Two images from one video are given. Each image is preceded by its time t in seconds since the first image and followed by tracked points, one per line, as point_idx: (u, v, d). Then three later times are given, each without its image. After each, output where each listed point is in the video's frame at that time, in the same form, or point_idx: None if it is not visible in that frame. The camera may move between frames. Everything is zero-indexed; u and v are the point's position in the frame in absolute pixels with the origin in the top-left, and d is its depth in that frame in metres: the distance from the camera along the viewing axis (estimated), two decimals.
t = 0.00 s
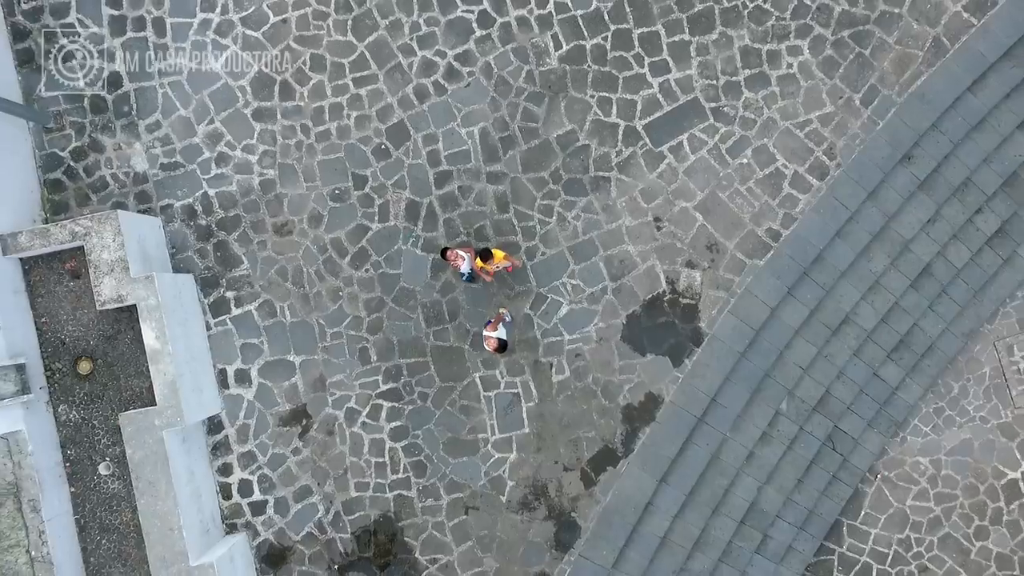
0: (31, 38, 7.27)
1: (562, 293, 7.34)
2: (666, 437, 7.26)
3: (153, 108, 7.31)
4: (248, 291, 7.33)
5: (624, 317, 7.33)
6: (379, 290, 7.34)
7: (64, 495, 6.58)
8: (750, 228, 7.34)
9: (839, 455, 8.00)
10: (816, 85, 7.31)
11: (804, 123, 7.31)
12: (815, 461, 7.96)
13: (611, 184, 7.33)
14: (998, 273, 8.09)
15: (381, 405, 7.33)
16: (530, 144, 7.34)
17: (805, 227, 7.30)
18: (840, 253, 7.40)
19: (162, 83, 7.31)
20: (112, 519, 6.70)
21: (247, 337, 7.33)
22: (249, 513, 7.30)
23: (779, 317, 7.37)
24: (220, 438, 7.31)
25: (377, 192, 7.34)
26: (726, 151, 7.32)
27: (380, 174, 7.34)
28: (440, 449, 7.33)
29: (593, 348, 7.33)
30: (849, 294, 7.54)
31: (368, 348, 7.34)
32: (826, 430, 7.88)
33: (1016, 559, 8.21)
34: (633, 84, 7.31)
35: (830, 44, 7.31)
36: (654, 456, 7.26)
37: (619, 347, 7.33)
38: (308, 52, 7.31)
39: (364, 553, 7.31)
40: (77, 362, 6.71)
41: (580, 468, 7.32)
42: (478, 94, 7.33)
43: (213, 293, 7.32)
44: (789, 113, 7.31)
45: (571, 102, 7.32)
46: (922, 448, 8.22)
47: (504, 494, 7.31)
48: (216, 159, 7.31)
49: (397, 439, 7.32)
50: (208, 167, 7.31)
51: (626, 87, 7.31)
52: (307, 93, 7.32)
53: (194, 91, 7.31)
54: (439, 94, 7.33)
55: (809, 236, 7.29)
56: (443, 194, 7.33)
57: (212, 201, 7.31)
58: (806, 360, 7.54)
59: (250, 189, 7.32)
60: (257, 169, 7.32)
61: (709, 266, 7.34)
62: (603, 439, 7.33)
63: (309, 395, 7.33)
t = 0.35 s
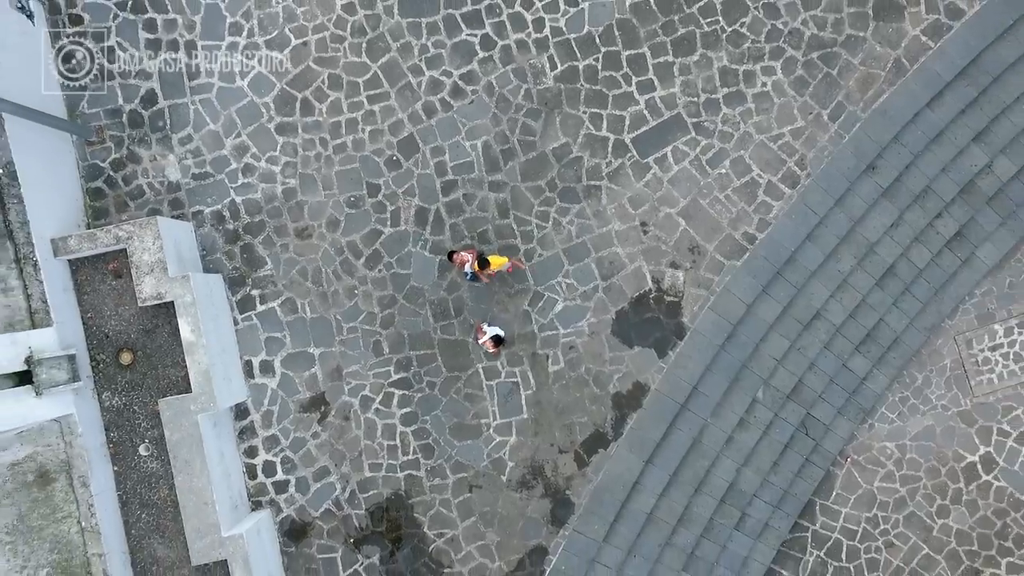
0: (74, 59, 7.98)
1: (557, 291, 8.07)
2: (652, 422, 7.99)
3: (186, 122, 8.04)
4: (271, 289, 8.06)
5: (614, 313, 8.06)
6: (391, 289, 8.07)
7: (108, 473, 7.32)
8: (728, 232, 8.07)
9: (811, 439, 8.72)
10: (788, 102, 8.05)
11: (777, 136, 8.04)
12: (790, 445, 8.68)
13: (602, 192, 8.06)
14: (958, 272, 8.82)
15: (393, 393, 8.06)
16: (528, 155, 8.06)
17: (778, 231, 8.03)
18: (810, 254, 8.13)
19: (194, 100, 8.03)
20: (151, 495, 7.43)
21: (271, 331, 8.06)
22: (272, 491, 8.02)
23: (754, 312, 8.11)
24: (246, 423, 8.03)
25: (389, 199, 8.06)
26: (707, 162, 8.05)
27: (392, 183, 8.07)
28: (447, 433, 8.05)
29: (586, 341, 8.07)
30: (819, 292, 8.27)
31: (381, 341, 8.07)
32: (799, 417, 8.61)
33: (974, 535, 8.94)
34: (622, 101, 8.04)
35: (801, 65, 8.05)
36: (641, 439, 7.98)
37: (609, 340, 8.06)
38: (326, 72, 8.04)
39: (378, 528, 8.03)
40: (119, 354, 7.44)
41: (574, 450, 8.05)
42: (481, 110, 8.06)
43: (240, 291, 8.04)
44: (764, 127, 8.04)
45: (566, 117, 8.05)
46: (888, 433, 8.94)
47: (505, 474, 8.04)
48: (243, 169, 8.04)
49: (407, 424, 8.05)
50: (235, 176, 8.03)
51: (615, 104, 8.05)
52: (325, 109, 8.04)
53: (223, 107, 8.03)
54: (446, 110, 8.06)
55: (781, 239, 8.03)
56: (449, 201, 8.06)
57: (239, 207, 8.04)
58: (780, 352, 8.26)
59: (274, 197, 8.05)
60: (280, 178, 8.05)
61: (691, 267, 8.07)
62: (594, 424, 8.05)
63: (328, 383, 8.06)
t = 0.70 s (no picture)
0: (115, 77, 8.74)
1: (556, 290, 8.82)
2: (643, 409, 8.74)
3: (216, 135, 8.78)
4: (295, 288, 8.80)
5: (608, 310, 8.81)
6: (404, 288, 8.82)
7: (149, 455, 8.06)
8: (713, 236, 8.83)
9: (790, 426, 9.47)
10: (767, 117, 8.80)
11: (757, 148, 8.80)
12: (770, 431, 9.43)
13: (597, 200, 8.81)
14: (925, 273, 9.58)
15: (406, 383, 8.81)
16: (530, 165, 8.81)
17: (758, 235, 8.78)
18: (788, 256, 8.88)
19: (224, 114, 8.77)
20: (187, 475, 8.16)
21: (295, 326, 8.80)
22: (295, 473, 8.76)
23: (736, 309, 8.86)
24: (271, 410, 8.76)
25: (402, 206, 8.82)
26: (693, 171, 8.81)
27: (405, 191, 8.82)
28: (455, 420, 8.80)
29: (582, 335, 8.82)
30: (796, 290, 9.02)
31: (395, 335, 8.82)
32: (779, 405, 9.35)
33: (940, 515, 9.71)
34: (616, 116, 8.79)
35: (779, 83, 8.80)
36: (633, 425, 8.73)
37: (604, 335, 8.81)
38: (345, 89, 8.78)
39: (392, 506, 8.78)
40: (158, 347, 8.17)
41: (571, 435, 8.80)
42: (487, 124, 8.81)
43: (266, 290, 8.78)
44: (745, 140, 8.80)
45: (564, 131, 8.80)
46: (862, 421, 9.70)
47: (508, 457, 8.79)
48: (269, 178, 8.78)
49: (419, 411, 8.79)
50: (262, 184, 8.78)
51: (610, 119, 8.80)
52: (344, 123, 8.79)
53: (251, 121, 8.78)
54: (454, 124, 8.80)
55: (761, 242, 8.78)
56: (458, 207, 8.81)
57: (265, 213, 8.78)
58: (760, 346, 9.01)
59: (297, 203, 8.79)
60: (302, 186, 8.79)
61: (679, 267, 8.83)
62: (590, 411, 8.81)
63: (346, 374, 8.80)
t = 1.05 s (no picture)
0: (151, 94, 9.51)
1: (558, 290, 9.59)
2: (637, 400, 9.50)
3: (245, 147, 9.53)
4: (316, 288, 9.56)
5: (605, 309, 9.58)
6: (417, 288, 9.59)
7: (185, 441, 8.82)
8: (701, 240, 9.60)
9: (774, 416, 10.23)
10: (751, 131, 9.57)
11: (742, 160, 9.58)
12: (755, 421, 10.19)
13: (595, 207, 9.58)
14: (899, 274, 10.34)
15: (419, 376, 9.57)
16: (533, 176, 9.58)
17: (742, 239, 9.56)
18: (770, 259, 9.66)
19: (252, 128, 9.54)
20: (220, 459, 8.90)
21: (317, 323, 9.56)
22: (317, 458, 9.52)
23: (723, 307, 9.63)
24: (295, 401, 9.53)
25: (416, 212, 9.58)
26: (683, 181, 9.58)
27: (418, 199, 9.58)
28: (464, 409, 9.56)
29: (582, 332, 9.59)
30: (778, 291, 9.80)
31: (409, 332, 9.58)
32: (763, 397, 10.11)
33: (913, 499, 10.48)
34: (612, 130, 9.56)
35: (762, 100, 9.57)
36: (628, 414, 9.50)
37: (601, 331, 9.58)
38: (363, 105, 9.54)
39: (406, 489, 9.54)
40: (193, 342, 8.93)
41: (571, 423, 9.56)
42: (494, 137, 9.57)
43: (290, 290, 9.54)
44: (731, 152, 9.57)
45: (565, 144, 9.57)
46: (840, 411, 10.46)
47: (513, 444, 9.55)
48: (293, 187, 9.54)
49: (431, 402, 9.55)
50: (287, 193, 9.54)
51: (607, 132, 9.57)
52: (362, 137, 9.56)
53: (276, 134, 9.54)
54: (464, 138, 9.57)
55: (745, 246, 9.55)
56: (467, 214, 9.58)
57: (290, 219, 9.54)
58: (745, 342, 9.78)
59: (319, 210, 9.55)
60: (324, 194, 9.56)
61: (670, 269, 9.60)
62: (588, 401, 9.57)
63: (364, 367, 9.57)
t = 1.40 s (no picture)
0: (183, 110, 10.31)
1: (558, 289, 10.38)
2: (631, 391, 10.29)
3: (270, 158, 10.32)
4: (335, 288, 10.35)
5: (603, 307, 10.37)
6: (429, 288, 10.37)
7: (216, 428, 9.60)
8: (690, 244, 10.39)
9: (759, 407, 11.00)
10: (737, 143, 10.36)
11: (729, 170, 10.37)
12: (742, 411, 10.97)
13: (593, 213, 10.37)
14: (875, 275, 11.13)
15: (430, 369, 10.35)
16: (536, 184, 10.37)
17: (729, 243, 10.35)
18: (755, 261, 10.45)
19: (276, 140, 10.32)
20: (248, 445, 9.69)
21: (336, 320, 10.35)
22: (336, 445, 10.30)
23: (711, 306, 10.42)
24: (316, 392, 10.32)
25: (427, 218, 10.37)
26: (674, 189, 10.36)
27: (429, 205, 10.37)
28: (472, 400, 10.35)
29: (581, 328, 10.37)
30: (761, 290, 10.59)
31: (421, 328, 10.37)
32: (749, 389, 10.88)
33: (888, 484, 11.26)
34: (609, 142, 10.35)
35: (747, 114, 10.35)
36: (623, 405, 10.28)
37: (598, 328, 10.37)
38: (379, 119, 10.33)
39: (418, 473, 10.32)
40: (223, 337, 9.72)
41: (570, 413, 10.35)
42: (499, 148, 10.36)
43: (311, 289, 10.33)
44: (718, 162, 10.36)
45: (565, 154, 10.36)
46: (821, 403, 11.23)
47: (517, 432, 10.34)
48: (314, 195, 10.33)
49: (441, 393, 10.34)
50: (308, 200, 10.33)
51: (604, 144, 10.36)
52: (378, 148, 10.35)
53: (298, 146, 10.33)
54: (471, 149, 10.36)
55: (731, 249, 10.34)
56: (474, 220, 10.37)
57: (311, 224, 10.33)
58: (732, 338, 10.57)
59: (338, 216, 10.34)
60: (342, 201, 10.34)
61: (662, 271, 10.39)
62: (586, 393, 10.36)
63: (380, 361, 10.36)
